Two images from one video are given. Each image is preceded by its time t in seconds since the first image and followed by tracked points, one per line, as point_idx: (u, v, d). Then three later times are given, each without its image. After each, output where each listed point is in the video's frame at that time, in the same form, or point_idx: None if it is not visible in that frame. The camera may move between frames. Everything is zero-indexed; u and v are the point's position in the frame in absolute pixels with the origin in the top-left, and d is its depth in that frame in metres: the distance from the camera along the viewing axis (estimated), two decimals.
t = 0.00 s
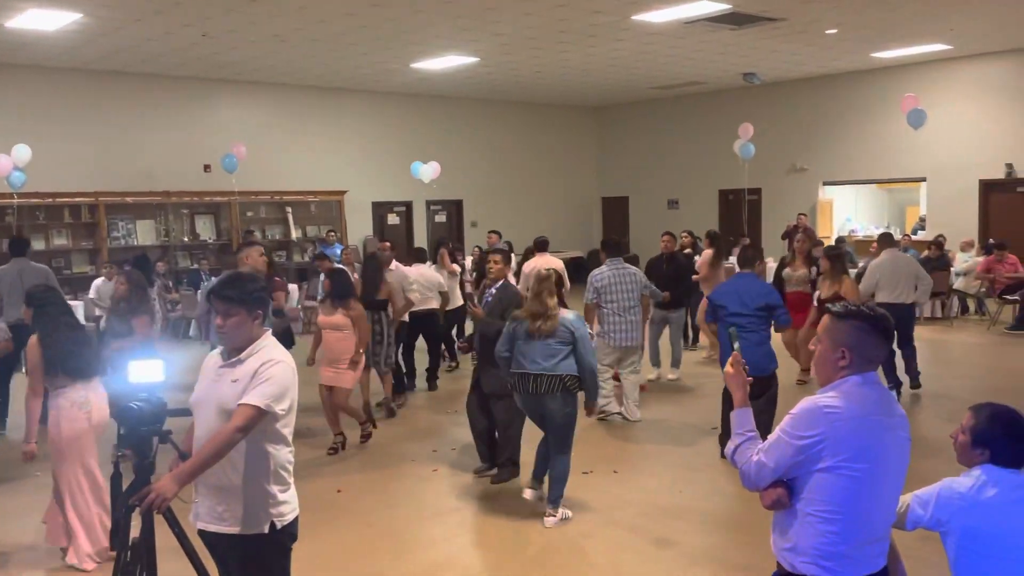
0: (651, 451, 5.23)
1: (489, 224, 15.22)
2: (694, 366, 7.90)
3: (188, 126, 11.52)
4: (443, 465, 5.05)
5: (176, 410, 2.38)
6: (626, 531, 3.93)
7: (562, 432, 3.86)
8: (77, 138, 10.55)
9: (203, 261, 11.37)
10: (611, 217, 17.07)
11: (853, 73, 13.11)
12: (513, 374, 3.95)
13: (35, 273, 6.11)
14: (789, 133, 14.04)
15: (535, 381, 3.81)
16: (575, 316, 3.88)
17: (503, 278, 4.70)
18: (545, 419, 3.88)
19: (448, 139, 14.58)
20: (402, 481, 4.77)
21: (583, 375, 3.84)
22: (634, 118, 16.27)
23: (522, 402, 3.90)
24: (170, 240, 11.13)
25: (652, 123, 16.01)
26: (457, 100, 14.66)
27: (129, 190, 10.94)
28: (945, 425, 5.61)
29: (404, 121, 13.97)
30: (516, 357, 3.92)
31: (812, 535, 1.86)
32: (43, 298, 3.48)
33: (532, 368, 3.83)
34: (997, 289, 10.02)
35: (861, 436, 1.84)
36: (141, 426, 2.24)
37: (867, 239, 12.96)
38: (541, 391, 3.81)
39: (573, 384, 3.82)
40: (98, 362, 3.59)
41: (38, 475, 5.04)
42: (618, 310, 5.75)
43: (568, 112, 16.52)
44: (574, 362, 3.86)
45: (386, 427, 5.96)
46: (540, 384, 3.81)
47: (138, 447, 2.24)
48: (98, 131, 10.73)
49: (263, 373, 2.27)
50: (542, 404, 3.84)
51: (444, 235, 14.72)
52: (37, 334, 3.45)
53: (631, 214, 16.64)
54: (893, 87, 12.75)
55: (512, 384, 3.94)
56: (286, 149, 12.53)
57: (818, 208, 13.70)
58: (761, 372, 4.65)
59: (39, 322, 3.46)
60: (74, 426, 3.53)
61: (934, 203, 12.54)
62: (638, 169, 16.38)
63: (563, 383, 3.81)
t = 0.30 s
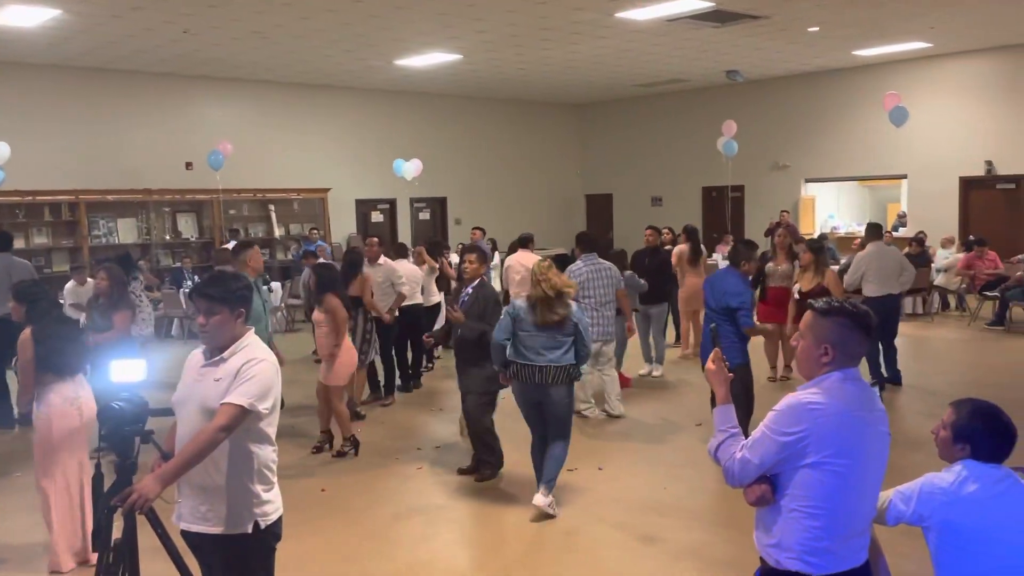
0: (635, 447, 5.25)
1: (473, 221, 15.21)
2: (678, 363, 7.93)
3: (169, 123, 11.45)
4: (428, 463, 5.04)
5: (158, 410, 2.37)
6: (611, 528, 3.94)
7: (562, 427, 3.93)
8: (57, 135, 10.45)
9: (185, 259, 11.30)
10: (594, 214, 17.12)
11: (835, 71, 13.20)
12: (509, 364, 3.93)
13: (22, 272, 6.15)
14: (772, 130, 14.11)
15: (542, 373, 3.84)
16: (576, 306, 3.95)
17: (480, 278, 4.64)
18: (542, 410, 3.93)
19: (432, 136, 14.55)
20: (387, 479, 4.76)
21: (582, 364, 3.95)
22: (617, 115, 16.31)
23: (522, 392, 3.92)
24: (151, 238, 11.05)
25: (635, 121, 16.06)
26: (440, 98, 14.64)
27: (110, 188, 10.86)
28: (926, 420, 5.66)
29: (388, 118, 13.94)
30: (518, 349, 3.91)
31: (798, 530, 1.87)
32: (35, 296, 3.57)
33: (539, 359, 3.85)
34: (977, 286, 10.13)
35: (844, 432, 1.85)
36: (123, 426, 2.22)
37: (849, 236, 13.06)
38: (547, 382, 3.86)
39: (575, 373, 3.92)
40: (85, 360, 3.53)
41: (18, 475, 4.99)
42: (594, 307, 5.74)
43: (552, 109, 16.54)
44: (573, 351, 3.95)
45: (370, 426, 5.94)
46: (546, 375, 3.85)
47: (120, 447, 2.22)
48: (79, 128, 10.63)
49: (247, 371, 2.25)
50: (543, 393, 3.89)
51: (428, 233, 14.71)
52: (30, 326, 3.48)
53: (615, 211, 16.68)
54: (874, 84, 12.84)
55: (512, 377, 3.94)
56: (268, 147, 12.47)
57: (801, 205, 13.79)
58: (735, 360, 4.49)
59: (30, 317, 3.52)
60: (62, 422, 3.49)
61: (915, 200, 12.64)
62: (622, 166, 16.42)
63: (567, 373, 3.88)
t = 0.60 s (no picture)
0: (620, 443, 5.26)
1: (457, 218, 15.19)
2: (662, 359, 7.95)
3: (149, 120, 11.35)
4: (413, 461, 5.03)
5: (140, 409, 2.35)
6: (596, 524, 3.95)
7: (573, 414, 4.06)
8: (36, 132, 10.34)
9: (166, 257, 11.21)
10: (578, 211, 17.14)
11: (816, 68, 13.26)
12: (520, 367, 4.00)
13: None
14: (754, 127, 14.17)
15: (557, 366, 3.95)
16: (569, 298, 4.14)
17: (454, 271, 4.63)
18: (557, 403, 4.02)
19: (415, 132, 14.51)
20: (372, 477, 4.75)
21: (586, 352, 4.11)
22: (600, 111, 16.33)
23: (539, 389, 3.97)
24: (132, 235, 10.96)
25: (619, 117, 16.07)
26: (423, 94, 14.60)
27: (90, 185, 10.76)
28: (907, 414, 5.71)
29: (371, 114, 13.89)
30: (528, 345, 3.99)
31: (784, 524, 1.88)
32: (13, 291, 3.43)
33: (553, 354, 3.96)
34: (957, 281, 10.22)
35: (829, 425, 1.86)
36: (105, 425, 2.20)
37: (831, 232, 13.14)
38: (562, 374, 3.97)
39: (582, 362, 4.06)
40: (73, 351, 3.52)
41: None
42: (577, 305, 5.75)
43: (535, 105, 16.53)
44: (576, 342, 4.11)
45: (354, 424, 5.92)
46: (561, 368, 3.96)
47: (102, 446, 2.20)
48: (58, 125, 10.52)
49: (229, 369, 2.24)
50: (559, 386, 3.99)
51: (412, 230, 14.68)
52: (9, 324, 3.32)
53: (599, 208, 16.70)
54: (855, 80, 12.91)
55: (522, 374, 3.99)
56: (250, 143, 12.39)
57: (783, 202, 13.86)
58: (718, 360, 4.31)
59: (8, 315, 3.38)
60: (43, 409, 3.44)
61: (896, 196, 12.73)
62: (605, 162, 16.45)
63: (577, 362, 4.03)
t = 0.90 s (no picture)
0: (604, 439, 5.27)
1: (441, 214, 15.17)
2: (646, 355, 7.97)
3: (130, 116, 11.25)
4: (396, 458, 5.02)
5: (121, 407, 2.33)
6: (579, 518, 3.96)
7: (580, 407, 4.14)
8: (14, 128, 10.22)
9: (147, 254, 11.10)
10: (562, 207, 17.15)
11: (797, 65, 13.34)
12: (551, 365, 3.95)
13: None
14: (737, 123, 14.22)
15: (586, 359, 4.00)
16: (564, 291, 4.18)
17: (432, 275, 4.54)
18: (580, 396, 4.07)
19: (399, 129, 14.47)
20: (355, 474, 4.74)
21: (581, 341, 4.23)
22: (584, 107, 16.34)
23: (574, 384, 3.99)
24: (113, 233, 10.87)
25: (603, 113, 16.08)
26: (407, 90, 14.55)
27: (70, 181, 10.65)
28: (888, 409, 5.75)
29: (354, 112, 13.84)
30: (558, 339, 3.97)
31: (768, 516, 1.89)
32: None
33: (579, 346, 4.00)
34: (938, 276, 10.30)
35: (813, 419, 1.87)
36: (86, 424, 2.18)
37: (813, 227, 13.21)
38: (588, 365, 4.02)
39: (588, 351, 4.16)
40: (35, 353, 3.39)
41: None
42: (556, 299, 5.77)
43: (519, 101, 16.50)
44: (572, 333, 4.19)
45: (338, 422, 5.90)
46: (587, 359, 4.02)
47: (82, 445, 2.18)
48: (36, 121, 10.41)
49: (211, 368, 2.22)
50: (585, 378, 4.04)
51: (396, 226, 14.65)
52: None
53: (583, 204, 16.72)
54: (837, 77, 12.97)
55: (555, 370, 3.94)
56: (232, 140, 12.31)
57: (766, 197, 13.92)
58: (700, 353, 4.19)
59: None
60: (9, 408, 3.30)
61: (878, 192, 12.81)
62: (589, 158, 16.46)
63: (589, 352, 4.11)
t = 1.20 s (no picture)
0: (591, 434, 5.28)
1: (426, 210, 15.16)
2: (632, 349, 7.98)
3: (111, 110, 11.15)
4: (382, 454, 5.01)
5: (104, 405, 2.31)
6: (566, 513, 3.97)
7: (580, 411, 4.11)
8: None
9: (130, 250, 11.01)
10: (546, 202, 17.17)
11: (780, 60, 13.39)
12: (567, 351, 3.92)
13: None
14: (721, 118, 14.27)
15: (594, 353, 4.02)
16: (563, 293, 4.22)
17: (407, 266, 4.50)
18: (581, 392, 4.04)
19: (383, 124, 14.43)
20: (341, 470, 4.72)
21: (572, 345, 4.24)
22: (569, 103, 16.35)
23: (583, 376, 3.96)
24: (95, 229, 10.78)
25: (588, 108, 16.08)
26: (391, 85, 14.51)
27: (51, 176, 10.55)
28: (873, 402, 5.79)
29: (338, 107, 13.79)
30: (572, 327, 3.95)
31: (756, 510, 1.90)
32: None
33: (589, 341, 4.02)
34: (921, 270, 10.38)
35: (801, 411, 1.88)
36: (69, 421, 2.17)
37: (797, 221, 13.28)
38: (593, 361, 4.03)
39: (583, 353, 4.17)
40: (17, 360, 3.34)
41: None
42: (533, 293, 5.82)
43: (503, 96, 16.48)
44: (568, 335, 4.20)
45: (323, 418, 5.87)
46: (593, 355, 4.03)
47: (66, 443, 2.16)
48: (16, 115, 10.30)
49: (196, 364, 2.21)
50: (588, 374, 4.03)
51: (381, 221, 14.62)
52: None
53: (568, 199, 16.73)
54: (820, 72, 13.04)
55: (569, 354, 3.90)
56: (215, 135, 12.23)
57: (750, 192, 13.97)
58: (690, 350, 4.21)
59: None
60: None
61: (860, 187, 12.89)
62: (574, 153, 16.47)
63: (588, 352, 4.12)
